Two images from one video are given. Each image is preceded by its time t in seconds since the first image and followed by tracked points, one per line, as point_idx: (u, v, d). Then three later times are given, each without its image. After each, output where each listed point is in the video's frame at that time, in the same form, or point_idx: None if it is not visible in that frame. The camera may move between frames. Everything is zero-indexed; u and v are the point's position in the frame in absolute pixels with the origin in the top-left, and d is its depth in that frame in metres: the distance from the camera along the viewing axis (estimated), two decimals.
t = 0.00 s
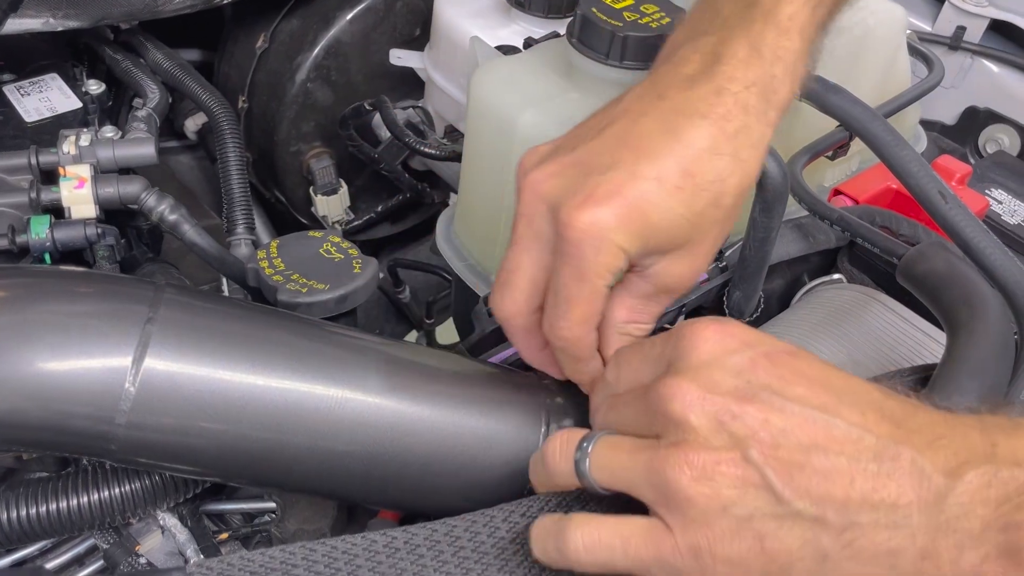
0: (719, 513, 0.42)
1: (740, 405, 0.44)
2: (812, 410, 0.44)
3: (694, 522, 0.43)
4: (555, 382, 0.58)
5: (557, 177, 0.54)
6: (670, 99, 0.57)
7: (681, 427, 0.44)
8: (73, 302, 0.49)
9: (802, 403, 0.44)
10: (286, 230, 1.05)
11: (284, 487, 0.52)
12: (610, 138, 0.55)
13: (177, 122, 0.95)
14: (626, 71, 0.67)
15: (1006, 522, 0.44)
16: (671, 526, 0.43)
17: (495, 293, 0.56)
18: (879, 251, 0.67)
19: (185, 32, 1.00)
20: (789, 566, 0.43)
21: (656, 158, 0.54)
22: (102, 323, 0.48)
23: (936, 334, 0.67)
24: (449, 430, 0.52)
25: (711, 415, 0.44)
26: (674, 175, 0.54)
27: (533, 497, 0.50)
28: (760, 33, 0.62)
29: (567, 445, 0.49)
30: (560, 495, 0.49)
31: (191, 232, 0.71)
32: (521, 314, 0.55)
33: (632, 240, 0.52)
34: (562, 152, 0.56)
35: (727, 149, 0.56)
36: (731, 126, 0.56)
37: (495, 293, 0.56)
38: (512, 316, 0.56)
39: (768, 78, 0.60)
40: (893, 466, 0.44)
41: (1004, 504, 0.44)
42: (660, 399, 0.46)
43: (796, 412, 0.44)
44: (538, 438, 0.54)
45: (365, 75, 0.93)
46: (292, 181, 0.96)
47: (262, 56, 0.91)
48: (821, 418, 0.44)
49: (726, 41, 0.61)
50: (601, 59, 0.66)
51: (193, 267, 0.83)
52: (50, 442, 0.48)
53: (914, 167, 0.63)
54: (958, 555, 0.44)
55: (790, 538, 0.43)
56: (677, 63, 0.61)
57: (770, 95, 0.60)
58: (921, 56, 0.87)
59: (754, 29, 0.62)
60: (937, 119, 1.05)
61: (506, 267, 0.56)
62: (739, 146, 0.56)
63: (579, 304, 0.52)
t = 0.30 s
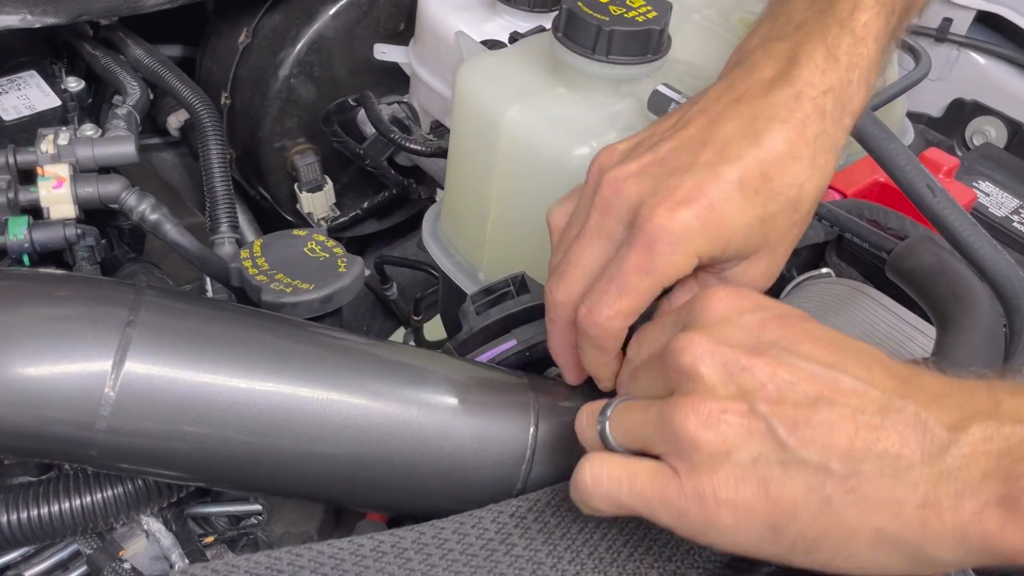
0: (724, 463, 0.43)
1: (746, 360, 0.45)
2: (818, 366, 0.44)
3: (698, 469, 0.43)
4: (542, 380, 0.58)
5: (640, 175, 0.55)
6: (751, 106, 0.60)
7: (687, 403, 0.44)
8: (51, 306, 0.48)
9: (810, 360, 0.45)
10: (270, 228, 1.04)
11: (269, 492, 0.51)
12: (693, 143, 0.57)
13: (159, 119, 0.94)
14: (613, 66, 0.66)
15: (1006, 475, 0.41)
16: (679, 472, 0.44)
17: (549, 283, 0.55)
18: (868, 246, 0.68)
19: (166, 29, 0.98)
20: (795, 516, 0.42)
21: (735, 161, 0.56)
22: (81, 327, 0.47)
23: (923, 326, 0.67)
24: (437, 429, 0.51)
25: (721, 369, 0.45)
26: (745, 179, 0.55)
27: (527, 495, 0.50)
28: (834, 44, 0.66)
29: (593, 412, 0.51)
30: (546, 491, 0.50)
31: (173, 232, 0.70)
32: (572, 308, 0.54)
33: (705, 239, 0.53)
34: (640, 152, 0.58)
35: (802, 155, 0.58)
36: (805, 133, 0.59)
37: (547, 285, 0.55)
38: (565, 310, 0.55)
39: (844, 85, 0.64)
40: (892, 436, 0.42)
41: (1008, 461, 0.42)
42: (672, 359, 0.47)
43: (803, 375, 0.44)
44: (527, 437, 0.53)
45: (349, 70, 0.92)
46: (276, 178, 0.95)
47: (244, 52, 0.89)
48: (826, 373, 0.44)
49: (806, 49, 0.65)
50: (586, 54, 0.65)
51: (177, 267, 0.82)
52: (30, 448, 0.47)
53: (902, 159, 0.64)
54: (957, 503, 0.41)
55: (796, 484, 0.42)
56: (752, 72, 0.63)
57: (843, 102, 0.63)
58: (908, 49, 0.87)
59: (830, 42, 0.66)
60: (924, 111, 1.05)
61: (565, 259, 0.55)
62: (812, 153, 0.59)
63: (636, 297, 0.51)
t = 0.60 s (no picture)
0: (730, 440, 0.43)
1: (751, 338, 0.45)
2: (817, 343, 0.45)
3: (709, 447, 0.43)
4: (529, 379, 0.57)
5: (599, 227, 0.54)
6: (700, 141, 0.59)
7: (676, 404, 0.44)
8: (25, 310, 0.47)
9: (809, 338, 0.46)
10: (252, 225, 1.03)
11: (251, 495, 0.50)
12: (647, 184, 0.56)
13: (137, 115, 0.92)
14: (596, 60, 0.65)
15: (1003, 444, 0.41)
16: (687, 449, 0.44)
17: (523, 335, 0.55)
18: (853, 238, 0.68)
19: (143, 23, 0.96)
20: (801, 489, 0.42)
21: (687, 205, 0.56)
22: (55, 332, 0.46)
23: (909, 316, 0.67)
24: (422, 430, 0.50)
25: (724, 349, 0.45)
26: (701, 222, 0.56)
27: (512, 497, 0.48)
28: (778, 64, 0.65)
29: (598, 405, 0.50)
30: (533, 492, 0.48)
31: (151, 231, 0.69)
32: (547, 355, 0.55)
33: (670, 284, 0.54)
34: (599, 193, 0.56)
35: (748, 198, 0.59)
36: (751, 169, 0.59)
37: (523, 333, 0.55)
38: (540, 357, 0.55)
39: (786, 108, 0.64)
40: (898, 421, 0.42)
41: (1004, 431, 0.41)
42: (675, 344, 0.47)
43: (802, 351, 0.45)
44: (514, 437, 0.53)
45: (330, 64, 0.90)
46: (257, 174, 0.94)
47: (222, 46, 0.88)
48: (826, 349, 0.45)
49: (753, 77, 0.64)
50: (571, 48, 0.64)
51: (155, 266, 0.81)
52: (6, 455, 0.46)
53: (887, 154, 0.63)
54: (958, 473, 0.41)
55: (803, 458, 0.42)
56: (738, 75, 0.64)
57: (783, 131, 0.64)
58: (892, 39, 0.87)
59: (773, 57, 0.65)
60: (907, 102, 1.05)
61: (531, 309, 0.55)
62: (757, 188, 0.60)
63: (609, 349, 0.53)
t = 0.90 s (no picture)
0: (726, 446, 0.43)
1: (738, 342, 0.46)
2: (803, 342, 0.46)
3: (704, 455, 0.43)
4: (517, 378, 0.57)
5: (580, 237, 0.54)
6: (676, 140, 0.58)
7: (669, 413, 0.44)
8: (2, 315, 0.46)
9: (794, 336, 0.46)
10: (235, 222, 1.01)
11: (237, 499, 0.49)
12: (623, 189, 0.56)
13: (116, 112, 0.90)
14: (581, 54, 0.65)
15: (989, 426, 0.41)
16: (683, 460, 0.44)
17: (521, 331, 0.57)
18: (841, 233, 0.68)
19: (120, 18, 0.95)
20: (796, 488, 0.43)
21: (664, 208, 0.56)
22: (34, 336, 0.45)
23: (897, 311, 0.67)
24: (408, 431, 0.50)
25: (712, 355, 0.46)
26: (678, 226, 0.56)
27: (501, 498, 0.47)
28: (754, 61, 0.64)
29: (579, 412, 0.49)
30: (522, 493, 0.47)
31: (131, 230, 0.68)
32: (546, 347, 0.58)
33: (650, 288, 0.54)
34: (577, 199, 0.56)
35: (723, 197, 0.59)
36: (727, 168, 0.59)
37: (520, 330, 0.57)
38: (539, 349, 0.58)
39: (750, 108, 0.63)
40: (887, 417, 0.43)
41: (990, 413, 0.42)
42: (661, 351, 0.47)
43: (789, 350, 0.46)
44: (502, 437, 0.52)
45: (311, 59, 0.89)
46: (239, 171, 0.92)
47: (202, 40, 0.86)
48: (813, 346, 0.46)
49: (728, 75, 0.63)
50: (555, 42, 0.63)
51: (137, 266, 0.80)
52: None
53: (873, 146, 0.62)
54: (948, 458, 0.42)
55: (796, 457, 0.43)
56: (719, 73, 0.63)
57: (761, 129, 0.63)
58: (877, 31, 0.87)
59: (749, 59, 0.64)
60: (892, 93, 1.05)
61: (525, 310, 0.57)
62: (733, 183, 0.60)
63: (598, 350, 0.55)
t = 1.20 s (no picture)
0: (751, 416, 0.44)
1: (751, 316, 0.47)
2: (813, 311, 0.48)
3: (730, 427, 0.44)
4: (506, 375, 0.56)
5: (581, 244, 0.54)
6: (665, 135, 0.58)
7: (692, 388, 0.44)
8: None
9: (806, 306, 0.48)
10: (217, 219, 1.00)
11: (222, 504, 0.48)
12: (617, 189, 0.55)
13: (94, 107, 0.88)
14: (568, 45, 0.64)
15: (996, 385, 0.43)
16: (711, 433, 0.44)
17: (526, 340, 0.57)
18: (832, 225, 0.67)
19: (96, 11, 0.93)
20: (822, 453, 0.44)
21: (659, 203, 0.56)
22: (8, 341, 0.44)
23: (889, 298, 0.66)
24: (396, 431, 0.49)
25: (727, 330, 0.47)
26: (674, 219, 0.56)
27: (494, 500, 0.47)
28: (733, 53, 0.64)
29: (602, 395, 0.49)
30: (515, 494, 0.47)
31: (109, 228, 0.66)
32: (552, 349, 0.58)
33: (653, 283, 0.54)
34: (574, 204, 0.55)
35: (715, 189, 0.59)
36: (712, 161, 0.59)
37: (526, 337, 0.57)
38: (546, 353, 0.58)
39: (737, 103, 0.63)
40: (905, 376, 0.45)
41: (996, 372, 0.43)
42: (673, 333, 0.48)
43: (802, 320, 0.47)
44: (492, 436, 0.52)
45: (293, 51, 0.88)
46: (220, 167, 0.90)
47: (181, 34, 0.84)
48: (826, 317, 0.47)
49: (708, 68, 0.63)
50: (542, 33, 0.63)
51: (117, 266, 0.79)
52: None
53: (864, 137, 0.63)
54: (960, 417, 0.43)
55: (819, 423, 0.44)
56: (700, 66, 0.63)
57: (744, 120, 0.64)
58: (864, 20, 0.86)
59: (726, 47, 0.64)
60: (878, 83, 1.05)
61: (529, 317, 0.56)
62: (722, 179, 0.60)
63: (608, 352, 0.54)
